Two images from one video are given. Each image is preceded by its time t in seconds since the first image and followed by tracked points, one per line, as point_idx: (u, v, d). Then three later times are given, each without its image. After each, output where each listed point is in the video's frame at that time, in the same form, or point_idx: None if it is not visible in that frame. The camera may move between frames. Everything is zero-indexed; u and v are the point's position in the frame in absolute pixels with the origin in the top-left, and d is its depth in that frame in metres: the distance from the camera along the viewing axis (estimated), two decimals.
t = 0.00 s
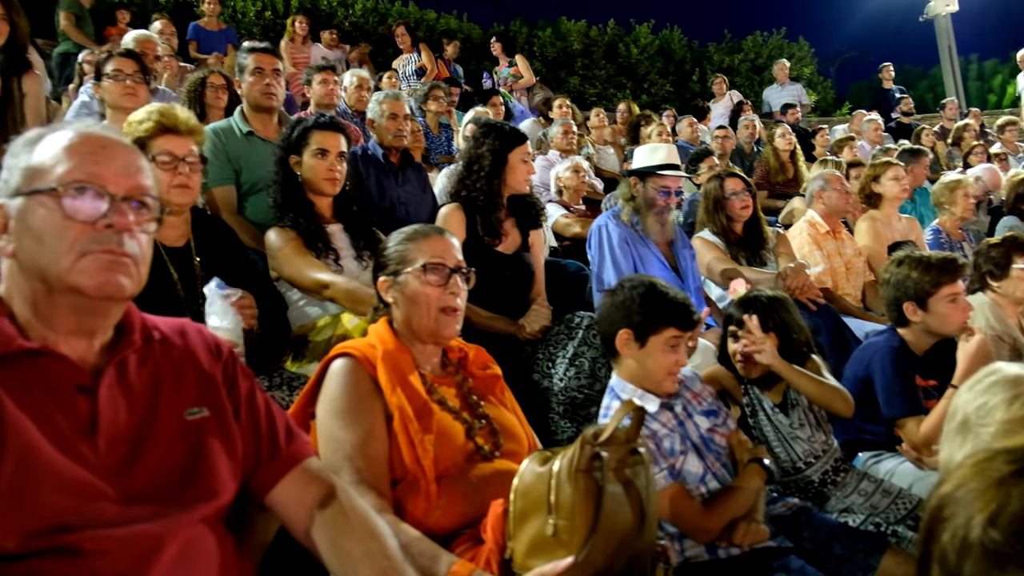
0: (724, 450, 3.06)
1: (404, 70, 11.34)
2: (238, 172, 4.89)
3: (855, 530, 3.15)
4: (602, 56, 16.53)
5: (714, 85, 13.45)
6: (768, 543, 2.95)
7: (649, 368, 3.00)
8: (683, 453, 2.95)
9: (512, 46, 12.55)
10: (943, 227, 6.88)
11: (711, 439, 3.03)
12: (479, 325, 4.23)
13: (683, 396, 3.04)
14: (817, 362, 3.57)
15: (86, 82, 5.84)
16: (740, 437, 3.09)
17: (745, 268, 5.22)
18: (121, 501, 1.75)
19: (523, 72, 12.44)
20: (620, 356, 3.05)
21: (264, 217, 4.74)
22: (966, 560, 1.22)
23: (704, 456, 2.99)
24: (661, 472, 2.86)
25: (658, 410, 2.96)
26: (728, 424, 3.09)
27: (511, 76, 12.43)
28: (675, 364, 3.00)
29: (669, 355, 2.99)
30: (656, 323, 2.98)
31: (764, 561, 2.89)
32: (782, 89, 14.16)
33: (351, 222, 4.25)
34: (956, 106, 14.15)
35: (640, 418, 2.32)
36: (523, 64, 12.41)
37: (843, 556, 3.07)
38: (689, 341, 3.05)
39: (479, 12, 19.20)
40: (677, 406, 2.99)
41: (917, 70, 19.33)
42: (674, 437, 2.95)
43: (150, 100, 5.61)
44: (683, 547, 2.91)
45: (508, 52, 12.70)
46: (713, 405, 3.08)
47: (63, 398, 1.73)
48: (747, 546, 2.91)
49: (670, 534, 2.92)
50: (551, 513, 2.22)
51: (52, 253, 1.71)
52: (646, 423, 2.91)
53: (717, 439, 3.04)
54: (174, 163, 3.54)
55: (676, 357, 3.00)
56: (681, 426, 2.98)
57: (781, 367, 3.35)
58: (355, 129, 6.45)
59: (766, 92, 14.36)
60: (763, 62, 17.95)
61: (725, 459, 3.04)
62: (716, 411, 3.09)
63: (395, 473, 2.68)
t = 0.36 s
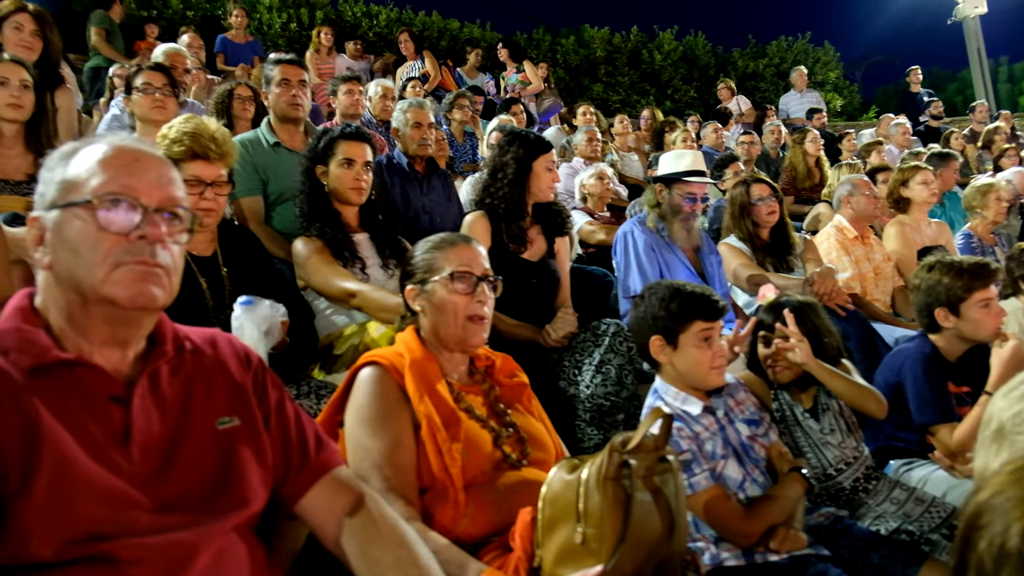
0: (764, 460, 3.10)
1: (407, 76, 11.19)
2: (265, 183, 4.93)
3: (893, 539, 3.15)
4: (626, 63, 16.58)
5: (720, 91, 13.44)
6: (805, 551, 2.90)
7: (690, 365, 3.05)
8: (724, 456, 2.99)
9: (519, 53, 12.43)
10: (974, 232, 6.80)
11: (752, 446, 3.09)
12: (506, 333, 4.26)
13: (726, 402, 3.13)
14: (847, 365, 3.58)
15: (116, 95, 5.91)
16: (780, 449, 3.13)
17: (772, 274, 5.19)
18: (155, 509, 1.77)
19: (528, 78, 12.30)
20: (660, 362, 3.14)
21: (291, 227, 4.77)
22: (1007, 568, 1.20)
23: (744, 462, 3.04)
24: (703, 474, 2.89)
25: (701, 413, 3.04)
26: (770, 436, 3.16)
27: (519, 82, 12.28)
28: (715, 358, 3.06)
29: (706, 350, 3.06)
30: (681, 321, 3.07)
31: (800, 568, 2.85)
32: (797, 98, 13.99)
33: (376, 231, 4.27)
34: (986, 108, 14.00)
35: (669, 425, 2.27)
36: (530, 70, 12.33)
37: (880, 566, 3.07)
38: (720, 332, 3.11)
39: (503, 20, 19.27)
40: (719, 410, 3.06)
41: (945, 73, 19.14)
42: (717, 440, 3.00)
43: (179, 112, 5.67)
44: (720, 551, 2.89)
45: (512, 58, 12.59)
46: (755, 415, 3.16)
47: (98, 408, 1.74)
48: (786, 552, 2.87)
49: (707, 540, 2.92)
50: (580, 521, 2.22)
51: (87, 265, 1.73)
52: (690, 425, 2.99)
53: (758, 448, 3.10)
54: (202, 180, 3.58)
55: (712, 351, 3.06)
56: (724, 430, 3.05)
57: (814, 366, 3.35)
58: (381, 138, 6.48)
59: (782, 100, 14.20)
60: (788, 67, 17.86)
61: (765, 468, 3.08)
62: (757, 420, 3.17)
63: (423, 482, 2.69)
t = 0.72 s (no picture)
0: (794, 472, 3.09)
1: (416, 87, 11.26)
2: (293, 193, 4.97)
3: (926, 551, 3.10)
4: (650, 71, 16.61)
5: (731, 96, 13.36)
6: (834, 564, 2.86)
7: (723, 370, 3.07)
8: (753, 467, 2.99)
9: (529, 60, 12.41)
10: (1006, 237, 6.71)
11: (781, 458, 3.09)
12: (530, 340, 4.19)
13: (756, 412, 3.12)
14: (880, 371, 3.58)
15: (148, 107, 6.00)
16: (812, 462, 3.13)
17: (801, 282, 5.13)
18: (185, 517, 1.79)
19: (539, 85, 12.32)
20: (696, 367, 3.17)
21: (318, 236, 4.81)
22: None
23: (774, 473, 3.04)
24: (731, 483, 2.88)
25: (731, 422, 3.04)
26: (802, 449, 3.14)
27: (530, 90, 12.17)
28: (747, 363, 3.07)
29: (739, 354, 3.07)
30: (717, 325, 3.10)
31: None
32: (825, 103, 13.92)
33: (402, 241, 4.29)
34: (1017, 112, 13.83)
35: (696, 435, 2.26)
36: (541, 77, 12.22)
37: None
38: (756, 337, 3.13)
39: (528, 29, 19.33)
40: (750, 420, 3.08)
41: (976, 77, 18.94)
42: (746, 450, 3.00)
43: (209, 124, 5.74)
44: (746, 562, 2.85)
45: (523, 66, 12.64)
46: (786, 427, 3.16)
47: (131, 417, 1.77)
48: (814, 564, 2.83)
49: (733, 551, 2.89)
50: (607, 532, 2.21)
51: (120, 276, 1.76)
52: (721, 433, 3.00)
53: (787, 460, 3.09)
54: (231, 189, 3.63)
55: (745, 355, 3.07)
56: (753, 441, 3.05)
57: (843, 372, 3.38)
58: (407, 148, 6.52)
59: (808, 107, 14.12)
60: (814, 73, 17.78)
61: (794, 479, 3.08)
62: (789, 433, 3.16)
63: (449, 491, 2.69)
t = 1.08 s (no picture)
0: (827, 489, 3.10)
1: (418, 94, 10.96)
2: (317, 210, 5.01)
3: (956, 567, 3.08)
4: (671, 84, 16.60)
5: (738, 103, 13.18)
6: None
7: (760, 382, 3.06)
8: (788, 481, 2.99)
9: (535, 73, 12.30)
10: None
11: (816, 474, 3.09)
12: (554, 355, 4.19)
13: (793, 426, 3.12)
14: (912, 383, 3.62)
15: (175, 126, 6.07)
16: (846, 480, 3.13)
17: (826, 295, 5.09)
18: (213, 533, 1.80)
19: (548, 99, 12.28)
20: (732, 378, 3.16)
21: (342, 252, 4.83)
22: None
23: (808, 489, 3.04)
24: (766, 496, 2.85)
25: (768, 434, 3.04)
26: (836, 466, 3.15)
27: (538, 101, 11.96)
28: (786, 374, 3.06)
29: (778, 366, 3.06)
30: (755, 336, 3.09)
31: None
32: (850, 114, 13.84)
33: (425, 255, 4.30)
34: None
35: (724, 450, 2.26)
36: (550, 89, 12.02)
37: None
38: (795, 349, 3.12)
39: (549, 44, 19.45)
40: (787, 434, 3.07)
41: (1001, 86, 18.78)
42: (782, 464, 3.00)
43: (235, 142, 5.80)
44: None
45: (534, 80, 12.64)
46: (821, 444, 3.17)
47: (160, 434, 1.78)
48: None
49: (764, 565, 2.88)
50: (633, 548, 2.19)
51: (150, 293, 1.77)
52: (757, 445, 2.98)
53: (821, 476, 3.10)
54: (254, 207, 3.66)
55: (783, 367, 3.06)
56: (789, 454, 3.05)
57: (899, 393, 3.39)
58: (429, 163, 6.55)
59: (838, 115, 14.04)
60: (837, 84, 17.71)
61: (827, 496, 3.08)
62: (824, 450, 3.17)
63: (474, 507, 2.68)
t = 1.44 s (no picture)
0: (865, 505, 3.12)
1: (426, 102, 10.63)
2: (342, 225, 5.04)
3: None
4: (695, 96, 16.58)
5: (743, 116, 12.89)
6: None
7: (800, 393, 3.11)
8: (825, 493, 3.03)
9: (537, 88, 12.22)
10: None
11: (853, 489, 3.12)
12: (578, 368, 4.12)
13: (832, 439, 3.14)
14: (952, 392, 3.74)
15: (203, 144, 6.15)
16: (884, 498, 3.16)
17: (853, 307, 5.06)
18: (242, 549, 1.81)
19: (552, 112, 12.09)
20: (770, 388, 3.19)
21: (368, 267, 4.86)
22: None
23: (845, 503, 3.07)
24: (803, 505, 2.91)
25: (807, 445, 3.07)
26: (875, 483, 3.17)
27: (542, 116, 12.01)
28: (826, 385, 3.11)
29: (817, 376, 3.11)
30: (794, 347, 3.14)
31: None
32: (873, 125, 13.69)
33: (450, 270, 4.32)
34: None
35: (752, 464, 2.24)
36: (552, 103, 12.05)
37: None
38: (835, 361, 3.17)
39: (572, 58, 19.51)
40: (826, 446, 3.09)
41: None
42: (821, 475, 3.04)
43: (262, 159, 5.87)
44: None
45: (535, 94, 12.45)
46: (860, 460, 3.19)
47: (189, 451, 1.79)
48: None
49: None
50: (661, 563, 2.18)
51: (181, 311, 1.80)
52: (798, 455, 3.02)
53: (859, 492, 3.12)
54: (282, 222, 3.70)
55: (823, 378, 3.11)
56: (827, 467, 3.08)
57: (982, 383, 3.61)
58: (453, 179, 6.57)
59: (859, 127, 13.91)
60: (862, 94, 17.61)
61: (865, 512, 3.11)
62: (862, 465, 3.19)
63: (501, 522, 2.68)
